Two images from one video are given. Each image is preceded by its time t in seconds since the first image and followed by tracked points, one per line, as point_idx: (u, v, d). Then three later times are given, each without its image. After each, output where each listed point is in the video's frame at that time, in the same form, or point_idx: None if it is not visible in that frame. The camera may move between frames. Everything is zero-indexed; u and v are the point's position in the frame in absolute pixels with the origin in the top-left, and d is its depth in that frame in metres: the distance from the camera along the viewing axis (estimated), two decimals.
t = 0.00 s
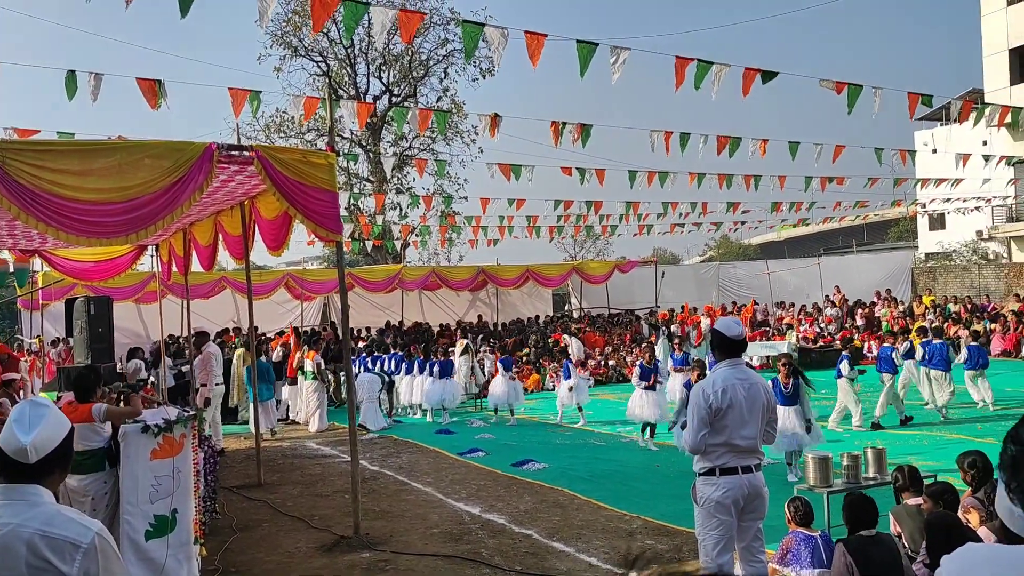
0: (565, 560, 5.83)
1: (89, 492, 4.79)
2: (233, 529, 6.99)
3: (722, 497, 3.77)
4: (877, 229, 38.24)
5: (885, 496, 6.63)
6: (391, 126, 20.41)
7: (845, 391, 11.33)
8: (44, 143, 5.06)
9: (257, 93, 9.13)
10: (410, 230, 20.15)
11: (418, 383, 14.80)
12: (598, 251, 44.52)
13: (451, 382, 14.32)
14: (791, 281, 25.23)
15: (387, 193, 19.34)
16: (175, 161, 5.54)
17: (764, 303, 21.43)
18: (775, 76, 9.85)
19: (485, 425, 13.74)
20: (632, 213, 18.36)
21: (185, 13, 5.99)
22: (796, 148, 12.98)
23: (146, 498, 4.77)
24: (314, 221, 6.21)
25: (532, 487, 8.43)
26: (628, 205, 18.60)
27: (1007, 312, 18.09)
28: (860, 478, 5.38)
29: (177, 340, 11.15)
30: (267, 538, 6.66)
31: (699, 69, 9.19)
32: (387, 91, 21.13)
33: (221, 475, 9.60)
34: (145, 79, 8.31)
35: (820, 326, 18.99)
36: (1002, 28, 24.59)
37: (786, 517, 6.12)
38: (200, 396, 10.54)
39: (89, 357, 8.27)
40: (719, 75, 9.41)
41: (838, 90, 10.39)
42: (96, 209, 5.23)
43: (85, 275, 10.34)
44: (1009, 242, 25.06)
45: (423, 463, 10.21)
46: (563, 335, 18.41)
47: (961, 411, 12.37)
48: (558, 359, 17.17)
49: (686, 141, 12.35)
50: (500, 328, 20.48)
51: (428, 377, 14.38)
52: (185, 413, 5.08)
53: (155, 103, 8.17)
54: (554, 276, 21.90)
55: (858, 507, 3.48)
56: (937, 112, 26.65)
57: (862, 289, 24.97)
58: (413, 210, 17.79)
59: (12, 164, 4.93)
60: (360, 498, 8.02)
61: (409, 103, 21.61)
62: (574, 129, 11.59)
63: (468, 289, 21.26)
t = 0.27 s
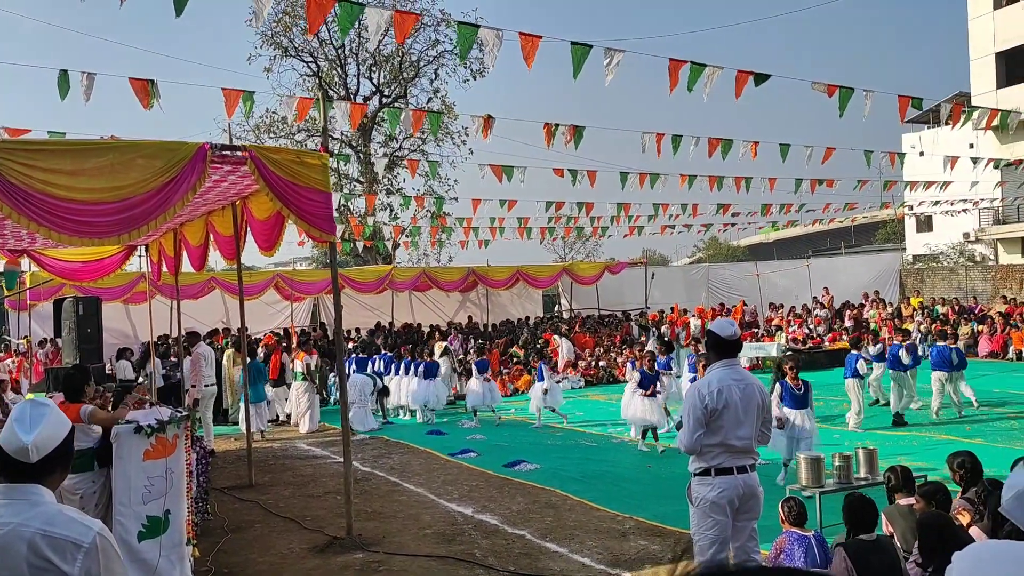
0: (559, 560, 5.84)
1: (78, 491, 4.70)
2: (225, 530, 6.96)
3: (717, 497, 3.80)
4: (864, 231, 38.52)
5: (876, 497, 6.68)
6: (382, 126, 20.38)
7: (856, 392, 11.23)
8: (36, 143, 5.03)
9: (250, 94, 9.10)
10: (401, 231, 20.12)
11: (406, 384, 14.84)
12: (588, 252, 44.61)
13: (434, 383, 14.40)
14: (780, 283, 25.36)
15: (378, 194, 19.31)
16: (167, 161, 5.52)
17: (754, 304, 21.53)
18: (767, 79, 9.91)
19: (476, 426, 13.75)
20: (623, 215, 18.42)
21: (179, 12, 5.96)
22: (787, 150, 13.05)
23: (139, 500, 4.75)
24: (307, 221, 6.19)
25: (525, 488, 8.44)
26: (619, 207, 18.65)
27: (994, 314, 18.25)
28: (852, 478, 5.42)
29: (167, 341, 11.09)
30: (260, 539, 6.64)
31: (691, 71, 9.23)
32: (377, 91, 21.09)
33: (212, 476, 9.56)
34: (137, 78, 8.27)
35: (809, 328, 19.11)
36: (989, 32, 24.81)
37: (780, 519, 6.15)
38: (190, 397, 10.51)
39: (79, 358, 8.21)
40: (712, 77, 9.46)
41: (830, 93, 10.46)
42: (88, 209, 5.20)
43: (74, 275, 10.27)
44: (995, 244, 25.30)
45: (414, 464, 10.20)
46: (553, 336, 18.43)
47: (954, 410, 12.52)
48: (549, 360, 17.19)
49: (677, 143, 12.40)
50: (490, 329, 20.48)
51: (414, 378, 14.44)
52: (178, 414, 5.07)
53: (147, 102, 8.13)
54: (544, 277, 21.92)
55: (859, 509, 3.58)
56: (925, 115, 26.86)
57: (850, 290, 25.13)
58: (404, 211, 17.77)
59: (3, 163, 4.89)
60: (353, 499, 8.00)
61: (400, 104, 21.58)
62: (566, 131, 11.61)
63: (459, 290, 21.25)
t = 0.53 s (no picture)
0: (556, 560, 5.85)
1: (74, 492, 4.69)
2: (222, 530, 6.95)
3: (716, 497, 3.81)
4: (857, 232, 38.69)
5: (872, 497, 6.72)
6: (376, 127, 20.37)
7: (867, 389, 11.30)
8: (33, 142, 5.01)
9: (246, 94, 9.09)
10: (396, 231, 20.12)
11: (399, 383, 14.85)
12: (581, 254, 44.64)
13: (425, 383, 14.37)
14: (773, 283, 25.43)
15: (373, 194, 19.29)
16: (164, 160, 5.51)
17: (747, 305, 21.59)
18: (763, 80, 9.95)
19: (471, 427, 13.76)
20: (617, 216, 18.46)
21: (178, 12, 5.95)
22: (781, 152, 13.10)
23: (136, 500, 4.73)
24: (303, 221, 6.18)
25: (521, 488, 8.44)
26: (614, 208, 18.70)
27: (985, 315, 18.36)
28: (848, 478, 5.46)
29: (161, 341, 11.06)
30: (256, 540, 6.63)
31: (688, 72, 9.26)
32: (372, 92, 21.08)
33: (207, 477, 9.54)
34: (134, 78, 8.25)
35: (802, 328, 19.18)
36: (981, 34, 24.96)
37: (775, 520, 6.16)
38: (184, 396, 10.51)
39: (73, 358, 8.17)
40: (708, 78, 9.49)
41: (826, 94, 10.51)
42: (85, 209, 5.19)
43: (68, 275, 10.23)
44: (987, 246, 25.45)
45: (410, 465, 10.20)
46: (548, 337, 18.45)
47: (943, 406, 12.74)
48: (543, 361, 17.20)
49: (673, 144, 12.44)
50: (485, 330, 20.49)
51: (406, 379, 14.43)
52: (175, 414, 5.05)
53: (144, 102, 8.11)
54: (538, 277, 21.95)
55: (856, 510, 3.62)
56: (917, 117, 26.99)
57: (843, 292, 25.23)
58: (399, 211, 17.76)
59: None
60: (349, 499, 7.99)
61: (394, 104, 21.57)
62: (562, 132, 11.63)
63: (453, 291, 21.25)
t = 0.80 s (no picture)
0: (553, 561, 5.86)
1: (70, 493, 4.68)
2: (218, 531, 6.94)
3: (713, 497, 3.83)
4: (851, 233, 38.82)
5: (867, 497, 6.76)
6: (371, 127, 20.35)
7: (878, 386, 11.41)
8: (29, 142, 5.00)
9: (243, 94, 9.07)
10: (392, 232, 20.11)
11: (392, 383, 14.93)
12: (576, 254, 44.69)
13: (415, 382, 14.56)
14: (768, 284, 25.49)
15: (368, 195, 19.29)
16: (161, 160, 5.50)
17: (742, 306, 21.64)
18: (760, 81, 9.97)
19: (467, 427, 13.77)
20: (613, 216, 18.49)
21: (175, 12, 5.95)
22: (777, 152, 13.13)
23: (132, 500, 4.72)
24: (300, 221, 6.17)
25: (517, 489, 8.45)
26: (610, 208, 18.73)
27: (979, 316, 18.43)
28: (844, 478, 5.49)
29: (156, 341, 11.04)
30: (252, 540, 6.62)
31: (685, 73, 9.28)
32: (367, 92, 21.05)
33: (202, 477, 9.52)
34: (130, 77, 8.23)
35: (797, 329, 19.23)
36: (975, 36, 25.05)
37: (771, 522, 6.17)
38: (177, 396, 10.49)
39: (67, 358, 8.14)
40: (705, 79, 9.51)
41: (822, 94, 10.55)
42: (81, 209, 5.18)
43: (62, 276, 10.20)
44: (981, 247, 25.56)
45: (406, 465, 10.19)
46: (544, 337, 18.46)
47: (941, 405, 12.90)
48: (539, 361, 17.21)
49: (669, 144, 12.46)
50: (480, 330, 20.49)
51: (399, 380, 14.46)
52: (172, 414, 5.05)
53: (140, 102, 8.09)
54: (533, 278, 21.96)
55: (853, 510, 3.64)
56: (911, 118, 27.09)
57: (837, 292, 25.30)
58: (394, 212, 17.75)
59: None
60: (345, 500, 7.99)
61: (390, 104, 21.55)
62: (558, 132, 11.64)
63: (448, 291, 21.25)
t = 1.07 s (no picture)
0: (549, 561, 5.86)
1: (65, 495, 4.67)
2: (213, 532, 6.93)
3: (709, 498, 3.84)
4: (847, 234, 38.91)
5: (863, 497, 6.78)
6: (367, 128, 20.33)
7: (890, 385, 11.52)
8: (24, 143, 4.99)
9: (239, 94, 9.07)
10: (388, 232, 20.10)
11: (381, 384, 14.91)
12: (572, 256, 44.69)
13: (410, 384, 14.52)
14: (764, 284, 25.54)
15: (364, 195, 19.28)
16: (156, 161, 5.50)
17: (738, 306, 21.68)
18: (756, 81, 9.99)
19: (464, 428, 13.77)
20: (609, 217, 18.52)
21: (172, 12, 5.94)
22: (772, 153, 13.16)
23: (128, 502, 4.71)
24: (295, 222, 6.17)
25: (513, 489, 8.46)
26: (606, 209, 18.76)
27: (974, 316, 18.49)
28: (840, 478, 5.51)
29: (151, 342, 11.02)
30: (248, 541, 6.62)
31: (681, 73, 9.30)
32: (363, 92, 21.04)
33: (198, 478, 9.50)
34: (125, 78, 8.22)
35: (792, 329, 19.28)
36: (970, 37, 25.13)
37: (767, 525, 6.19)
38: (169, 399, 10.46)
39: (62, 359, 8.12)
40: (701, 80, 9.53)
41: (818, 95, 10.59)
42: (75, 210, 5.16)
43: (57, 277, 10.17)
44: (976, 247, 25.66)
45: (402, 466, 10.19)
46: (540, 338, 18.46)
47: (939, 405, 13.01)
48: (535, 362, 17.22)
49: (665, 145, 12.49)
50: (476, 331, 20.48)
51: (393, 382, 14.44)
52: (167, 415, 5.04)
53: (136, 103, 8.08)
54: (529, 278, 21.95)
55: (847, 511, 3.65)
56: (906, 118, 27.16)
57: (833, 293, 25.36)
58: (391, 212, 17.74)
59: None
60: (342, 500, 7.99)
61: (386, 105, 21.54)
62: (555, 133, 11.65)
63: (444, 292, 21.24)
